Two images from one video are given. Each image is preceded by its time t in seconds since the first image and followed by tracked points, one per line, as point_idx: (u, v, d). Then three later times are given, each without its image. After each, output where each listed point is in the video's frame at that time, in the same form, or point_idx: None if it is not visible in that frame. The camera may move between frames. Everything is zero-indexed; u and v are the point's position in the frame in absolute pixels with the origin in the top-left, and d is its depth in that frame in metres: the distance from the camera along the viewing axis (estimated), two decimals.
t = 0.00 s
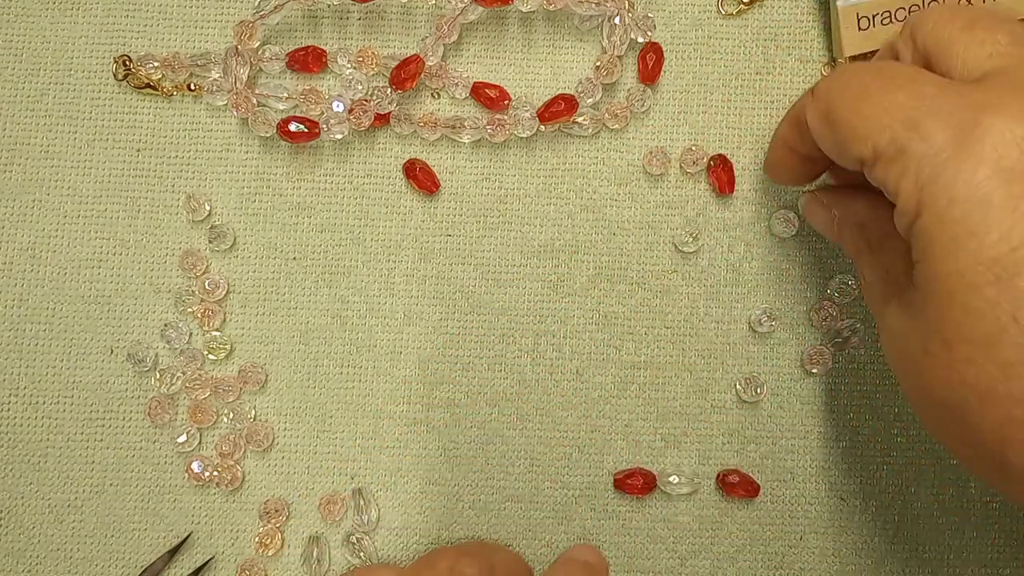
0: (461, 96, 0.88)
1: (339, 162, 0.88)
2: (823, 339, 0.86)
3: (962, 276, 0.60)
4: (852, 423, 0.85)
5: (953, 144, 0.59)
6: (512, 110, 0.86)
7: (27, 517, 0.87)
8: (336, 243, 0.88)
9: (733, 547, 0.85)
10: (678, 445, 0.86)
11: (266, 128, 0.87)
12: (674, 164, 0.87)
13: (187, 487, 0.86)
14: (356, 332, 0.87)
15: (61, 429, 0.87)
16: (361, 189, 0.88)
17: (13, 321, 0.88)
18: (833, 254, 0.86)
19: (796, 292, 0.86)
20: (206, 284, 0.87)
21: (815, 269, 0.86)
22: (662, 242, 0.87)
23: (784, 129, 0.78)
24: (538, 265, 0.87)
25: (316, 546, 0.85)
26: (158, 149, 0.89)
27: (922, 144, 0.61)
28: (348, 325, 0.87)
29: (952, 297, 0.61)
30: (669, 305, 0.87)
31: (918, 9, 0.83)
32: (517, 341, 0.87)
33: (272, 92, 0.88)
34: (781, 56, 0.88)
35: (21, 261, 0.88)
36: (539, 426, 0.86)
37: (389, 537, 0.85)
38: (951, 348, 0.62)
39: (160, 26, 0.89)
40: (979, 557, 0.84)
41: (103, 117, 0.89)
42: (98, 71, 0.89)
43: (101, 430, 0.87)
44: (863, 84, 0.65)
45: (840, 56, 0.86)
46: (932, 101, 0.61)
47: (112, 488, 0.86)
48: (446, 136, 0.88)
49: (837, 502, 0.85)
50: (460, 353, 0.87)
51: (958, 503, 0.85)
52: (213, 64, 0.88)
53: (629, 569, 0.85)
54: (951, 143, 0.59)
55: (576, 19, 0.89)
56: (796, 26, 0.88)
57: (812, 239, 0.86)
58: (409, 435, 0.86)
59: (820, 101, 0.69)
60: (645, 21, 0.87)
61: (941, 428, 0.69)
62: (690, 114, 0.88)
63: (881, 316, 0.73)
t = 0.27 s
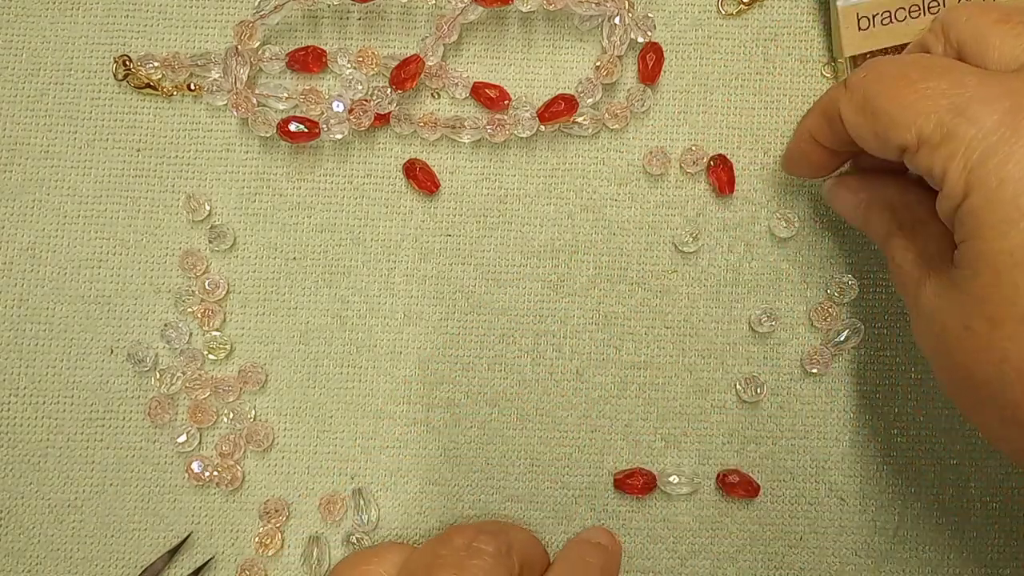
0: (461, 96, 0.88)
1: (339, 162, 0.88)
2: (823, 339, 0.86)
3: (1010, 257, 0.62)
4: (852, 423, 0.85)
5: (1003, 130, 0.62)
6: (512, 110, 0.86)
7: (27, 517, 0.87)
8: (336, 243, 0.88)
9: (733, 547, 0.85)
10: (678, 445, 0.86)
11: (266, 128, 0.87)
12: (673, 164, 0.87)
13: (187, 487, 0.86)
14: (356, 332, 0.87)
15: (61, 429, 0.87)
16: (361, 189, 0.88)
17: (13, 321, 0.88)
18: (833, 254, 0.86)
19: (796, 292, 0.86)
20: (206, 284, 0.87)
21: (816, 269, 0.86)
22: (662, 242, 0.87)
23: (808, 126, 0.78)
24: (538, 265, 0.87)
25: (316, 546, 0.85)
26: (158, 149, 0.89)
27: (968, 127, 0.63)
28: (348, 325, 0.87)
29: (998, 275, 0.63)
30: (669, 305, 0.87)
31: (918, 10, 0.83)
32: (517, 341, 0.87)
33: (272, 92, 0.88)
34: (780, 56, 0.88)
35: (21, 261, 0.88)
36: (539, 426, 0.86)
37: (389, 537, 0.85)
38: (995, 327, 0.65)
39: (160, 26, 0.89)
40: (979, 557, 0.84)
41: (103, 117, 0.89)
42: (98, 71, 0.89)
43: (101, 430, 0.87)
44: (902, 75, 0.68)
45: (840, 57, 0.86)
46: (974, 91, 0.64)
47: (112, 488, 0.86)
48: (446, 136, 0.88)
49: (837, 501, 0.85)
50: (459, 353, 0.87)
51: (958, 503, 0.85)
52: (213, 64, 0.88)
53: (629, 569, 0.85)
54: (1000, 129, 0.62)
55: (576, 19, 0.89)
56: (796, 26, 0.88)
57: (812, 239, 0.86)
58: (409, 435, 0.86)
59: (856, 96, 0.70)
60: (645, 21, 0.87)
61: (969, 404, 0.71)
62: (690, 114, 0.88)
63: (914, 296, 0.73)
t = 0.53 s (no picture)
0: (461, 96, 0.88)
1: (339, 162, 0.88)
2: (823, 339, 0.86)
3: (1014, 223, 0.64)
4: (852, 423, 0.85)
5: None
6: (512, 110, 0.86)
7: (27, 517, 0.87)
8: (336, 243, 0.88)
9: (733, 547, 0.85)
10: (678, 445, 0.86)
11: (267, 128, 0.87)
12: (673, 164, 0.87)
13: (187, 487, 0.86)
14: (356, 332, 0.87)
15: (61, 429, 0.87)
16: (361, 189, 0.88)
17: (13, 321, 0.88)
18: (833, 254, 0.86)
19: (796, 292, 0.86)
20: (206, 284, 0.87)
21: (816, 269, 0.86)
22: (662, 242, 0.87)
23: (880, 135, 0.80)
24: (538, 265, 0.87)
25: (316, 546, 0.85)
26: (158, 149, 0.89)
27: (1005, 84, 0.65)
28: (348, 325, 0.87)
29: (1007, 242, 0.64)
30: (669, 305, 0.87)
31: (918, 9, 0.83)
32: (517, 341, 0.87)
33: (272, 92, 0.88)
34: (780, 56, 0.88)
35: (21, 261, 0.88)
36: (539, 426, 0.86)
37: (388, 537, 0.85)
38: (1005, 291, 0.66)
39: (161, 26, 0.89)
40: (979, 557, 0.84)
41: (103, 117, 0.89)
42: (98, 71, 0.89)
43: (101, 430, 0.87)
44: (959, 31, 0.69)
45: (840, 56, 0.86)
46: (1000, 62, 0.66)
47: (112, 488, 0.86)
48: (446, 136, 0.88)
49: (837, 502, 0.85)
50: (459, 353, 0.87)
51: (958, 503, 0.85)
52: (213, 64, 0.88)
53: (630, 569, 0.85)
54: None
55: (576, 19, 0.89)
56: (796, 25, 0.88)
57: (812, 239, 0.86)
58: (409, 435, 0.86)
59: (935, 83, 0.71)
60: (645, 21, 0.87)
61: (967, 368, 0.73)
62: (690, 114, 0.88)
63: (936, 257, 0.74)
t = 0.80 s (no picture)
0: (461, 96, 0.88)
1: (339, 162, 0.88)
2: (823, 339, 0.86)
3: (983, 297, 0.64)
4: (852, 423, 0.85)
5: None
6: (512, 110, 0.86)
7: (27, 517, 0.87)
8: (336, 243, 0.88)
9: (733, 547, 0.85)
10: (678, 445, 0.86)
11: (266, 128, 0.87)
12: (673, 164, 0.87)
13: (187, 487, 0.86)
14: (356, 332, 0.87)
15: (61, 429, 0.87)
16: (361, 189, 0.88)
17: (13, 321, 0.88)
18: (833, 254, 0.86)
19: (796, 292, 0.86)
20: (206, 284, 0.87)
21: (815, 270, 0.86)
22: (662, 242, 0.87)
23: (831, 224, 0.79)
24: (538, 265, 0.87)
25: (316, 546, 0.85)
26: (158, 149, 0.89)
27: (1001, 284, 0.63)
28: (348, 325, 0.87)
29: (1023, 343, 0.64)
30: (669, 305, 0.87)
31: (918, 9, 0.83)
32: (517, 341, 0.87)
33: (272, 92, 0.88)
34: (780, 56, 0.88)
35: (21, 261, 0.88)
36: (539, 426, 0.86)
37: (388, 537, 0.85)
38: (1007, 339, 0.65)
39: (161, 26, 0.89)
40: (979, 557, 0.84)
41: (103, 117, 0.89)
42: (98, 71, 0.89)
43: (101, 430, 0.87)
44: (917, 214, 0.67)
45: (840, 56, 0.87)
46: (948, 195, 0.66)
47: (112, 488, 0.86)
48: (446, 136, 0.88)
49: (837, 502, 0.85)
50: (459, 353, 0.87)
51: (958, 503, 0.85)
52: (213, 64, 0.88)
53: (630, 569, 0.85)
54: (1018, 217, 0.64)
55: (576, 19, 0.89)
56: (796, 25, 0.88)
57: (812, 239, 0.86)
58: (409, 435, 0.86)
59: (880, 217, 0.70)
60: (645, 21, 0.87)
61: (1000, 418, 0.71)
62: (690, 114, 0.88)
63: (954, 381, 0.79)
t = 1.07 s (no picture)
0: (461, 96, 0.88)
1: (339, 162, 0.88)
2: (823, 339, 0.86)
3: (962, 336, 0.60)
4: (852, 423, 0.85)
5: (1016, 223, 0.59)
6: (512, 110, 0.86)
7: (27, 517, 0.87)
8: (336, 243, 0.88)
9: (733, 547, 0.85)
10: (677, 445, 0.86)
11: (266, 128, 0.87)
12: (673, 163, 0.87)
13: (187, 487, 0.86)
14: (356, 332, 0.87)
15: (61, 429, 0.87)
16: (361, 189, 0.88)
17: (13, 321, 0.88)
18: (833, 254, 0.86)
19: (796, 292, 0.86)
20: (206, 284, 0.87)
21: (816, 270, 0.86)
22: (662, 242, 0.87)
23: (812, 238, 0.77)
24: (538, 265, 0.87)
25: (316, 546, 0.84)
26: (159, 149, 0.89)
27: (947, 288, 0.60)
28: (348, 325, 0.87)
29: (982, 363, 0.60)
30: (668, 305, 0.87)
31: (918, 9, 0.84)
32: (517, 341, 0.87)
33: (272, 92, 0.88)
34: (780, 56, 0.88)
35: (21, 261, 0.88)
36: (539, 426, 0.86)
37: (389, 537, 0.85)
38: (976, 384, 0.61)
39: (161, 26, 0.89)
40: (980, 557, 0.84)
41: (103, 117, 0.89)
42: (98, 71, 0.89)
43: (101, 430, 0.87)
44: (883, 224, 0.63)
45: (840, 56, 0.87)
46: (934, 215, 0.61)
47: (112, 488, 0.86)
48: (446, 136, 0.88)
49: (837, 501, 0.85)
50: (459, 353, 0.87)
51: (958, 503, 0.85)
52: (213, 64, 0.88)
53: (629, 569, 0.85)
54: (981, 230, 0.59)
55: (576, 19, 0.89)
56: (796, 25, 0.88)
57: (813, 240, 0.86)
58: (409, 435, 0.86)
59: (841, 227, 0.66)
60: (645, 21, 0.87)
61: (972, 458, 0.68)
62: (690, 114, 0.88)
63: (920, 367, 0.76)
